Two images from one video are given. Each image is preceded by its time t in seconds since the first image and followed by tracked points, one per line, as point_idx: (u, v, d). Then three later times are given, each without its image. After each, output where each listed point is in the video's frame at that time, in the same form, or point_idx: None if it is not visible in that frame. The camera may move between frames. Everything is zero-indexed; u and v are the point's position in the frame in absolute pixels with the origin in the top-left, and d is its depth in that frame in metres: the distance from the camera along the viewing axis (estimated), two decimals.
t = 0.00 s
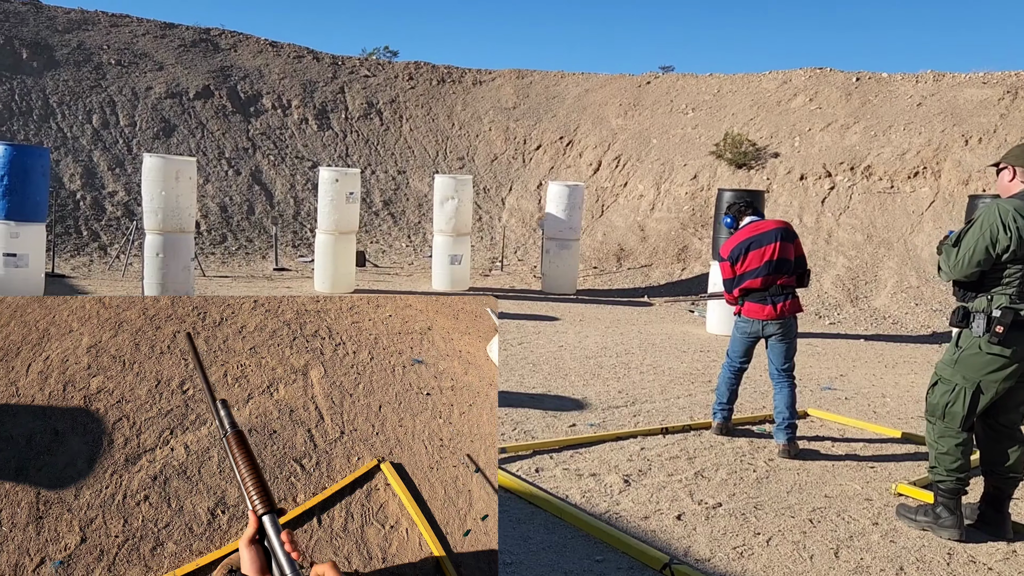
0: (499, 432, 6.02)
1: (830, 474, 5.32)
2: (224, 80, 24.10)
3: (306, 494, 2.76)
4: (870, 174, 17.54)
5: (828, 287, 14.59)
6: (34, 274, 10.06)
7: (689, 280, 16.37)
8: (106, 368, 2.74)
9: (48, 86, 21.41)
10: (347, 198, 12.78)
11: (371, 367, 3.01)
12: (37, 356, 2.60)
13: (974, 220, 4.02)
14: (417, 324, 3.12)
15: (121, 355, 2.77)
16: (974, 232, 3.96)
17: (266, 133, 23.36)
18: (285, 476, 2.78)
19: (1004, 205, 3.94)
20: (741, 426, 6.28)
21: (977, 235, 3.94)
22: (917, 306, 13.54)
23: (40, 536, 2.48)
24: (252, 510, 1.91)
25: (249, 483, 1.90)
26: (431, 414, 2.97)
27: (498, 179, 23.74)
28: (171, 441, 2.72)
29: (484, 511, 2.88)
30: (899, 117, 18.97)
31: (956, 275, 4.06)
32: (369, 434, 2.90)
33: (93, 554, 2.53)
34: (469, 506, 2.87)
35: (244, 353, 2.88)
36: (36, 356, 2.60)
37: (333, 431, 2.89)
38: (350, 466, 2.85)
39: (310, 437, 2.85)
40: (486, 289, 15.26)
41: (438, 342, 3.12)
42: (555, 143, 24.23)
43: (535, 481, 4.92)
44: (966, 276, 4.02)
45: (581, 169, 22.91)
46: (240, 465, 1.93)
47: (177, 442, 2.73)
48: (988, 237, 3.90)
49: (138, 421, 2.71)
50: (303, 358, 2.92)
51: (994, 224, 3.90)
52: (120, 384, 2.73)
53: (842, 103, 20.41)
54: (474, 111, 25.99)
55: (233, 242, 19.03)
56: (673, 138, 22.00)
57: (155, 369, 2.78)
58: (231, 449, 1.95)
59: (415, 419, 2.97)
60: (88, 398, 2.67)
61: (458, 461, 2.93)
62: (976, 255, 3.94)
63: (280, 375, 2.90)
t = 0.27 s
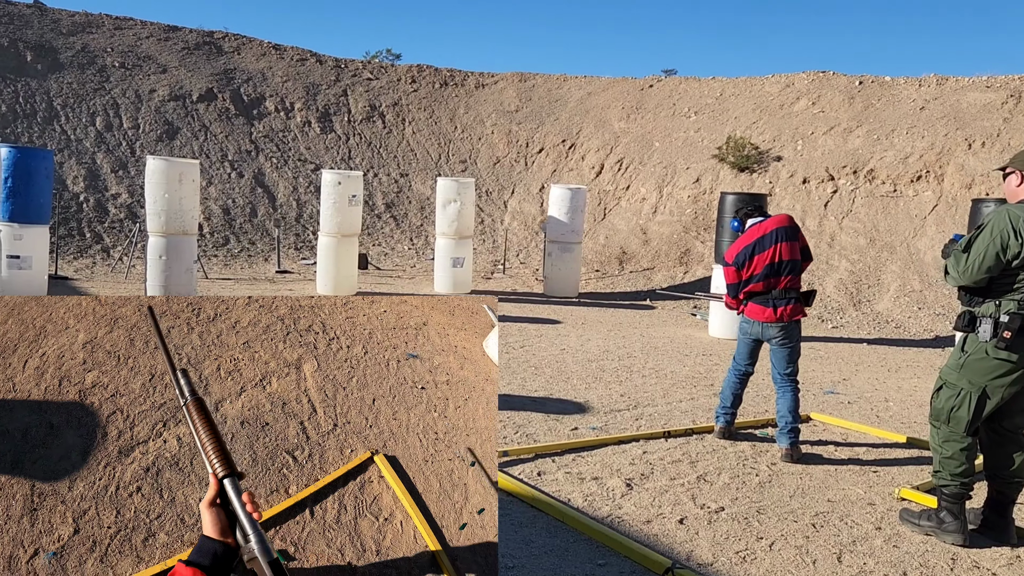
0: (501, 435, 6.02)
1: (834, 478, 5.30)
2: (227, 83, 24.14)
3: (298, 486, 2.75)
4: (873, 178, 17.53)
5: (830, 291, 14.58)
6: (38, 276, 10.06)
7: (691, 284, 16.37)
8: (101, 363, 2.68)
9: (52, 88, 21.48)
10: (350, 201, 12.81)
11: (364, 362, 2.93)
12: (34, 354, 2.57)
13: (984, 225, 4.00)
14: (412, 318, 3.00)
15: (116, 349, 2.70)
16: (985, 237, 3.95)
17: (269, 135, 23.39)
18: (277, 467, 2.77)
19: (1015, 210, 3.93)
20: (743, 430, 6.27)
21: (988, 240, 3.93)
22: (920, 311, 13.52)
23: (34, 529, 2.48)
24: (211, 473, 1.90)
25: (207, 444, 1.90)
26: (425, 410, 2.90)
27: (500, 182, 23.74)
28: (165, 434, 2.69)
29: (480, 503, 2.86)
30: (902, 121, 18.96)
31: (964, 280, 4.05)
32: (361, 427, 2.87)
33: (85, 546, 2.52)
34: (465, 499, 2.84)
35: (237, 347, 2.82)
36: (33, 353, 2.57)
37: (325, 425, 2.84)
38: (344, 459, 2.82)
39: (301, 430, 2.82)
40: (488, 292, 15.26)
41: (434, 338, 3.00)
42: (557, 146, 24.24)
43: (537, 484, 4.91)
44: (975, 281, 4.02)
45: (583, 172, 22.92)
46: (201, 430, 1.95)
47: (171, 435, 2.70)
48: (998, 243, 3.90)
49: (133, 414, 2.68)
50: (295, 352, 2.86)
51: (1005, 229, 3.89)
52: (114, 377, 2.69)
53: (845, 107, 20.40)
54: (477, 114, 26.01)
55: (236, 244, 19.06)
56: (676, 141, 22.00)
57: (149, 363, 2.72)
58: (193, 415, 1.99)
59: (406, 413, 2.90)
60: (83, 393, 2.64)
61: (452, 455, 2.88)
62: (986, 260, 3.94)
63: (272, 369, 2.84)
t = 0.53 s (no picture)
0: (503, 437, 6.02)
1: (836, 482, 5.29)
2: (230, 84, 24.16)
3: (296, 484, 2.67)
4: (876, 181, 17.52)
5: (832, 294, 14.55)
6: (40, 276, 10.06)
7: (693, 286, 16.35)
8: (100, 362, 2.64)
9: (55, 89, 21.51)
10: (351, 202, 12.82)
11: (363, 360, 2.86)
12: (33, 352, 2.55)
13: (991, 229, 3.98)
14: (412, 316, 2.91)
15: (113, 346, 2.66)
16: (993, 241, 3.92)
17: (271, 136, 23.41)
18: (275, 465, 2.70)
19: None
20: (745, 433, 6.26)
21: (996, 244, 3.91)
22: (922, 314, 13.50)
23: (33, 526, 2.46)
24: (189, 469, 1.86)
25: (184, 441, 1.85)
26: (423, 407, 2.82)
27: (502, 184, 23.74)
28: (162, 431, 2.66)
29: (479, 501, 2.80)
30: (905, 123, 18.94)
31: (971, 285, 4.03)
32: (359, 424, 2.79)
33: (85, 543, 2.50)
34: (463, 497, 2.77)
35: (235, 345, 2.75)
36: (32, 352, 2.55)
37: (323, 423, 2.77)
38: (344, 455, 2.75)
39: (300, 428, 2.74)
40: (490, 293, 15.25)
41: (432, 335, 2.93)
42: (559, 147, 24.24)
43: (538, 486, 4.90)
44: (981, 287, 4.01)
45: (586, 174, 22.91)
46: (175, 423, 1.89)
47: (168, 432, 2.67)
48: (1007, 249, 3.87)
49: (130, 411, 2.64)
50: (294, 350, 2.78)
51: (1013, 235, 3.87)
52: (112, 375, 2.64)
53: (848, 110, 20.38)
54: (479, 115, 26.02)
55: (238, 244, 19.08)
56: (678, 143, 21.99)
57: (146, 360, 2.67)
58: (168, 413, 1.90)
59: (404, 411, 2.82)
60: (81, 391, 2.61)
61: (451, 453, 2.81)
62: (994, 266, 3.92)
63: (270, 367, 2.76)
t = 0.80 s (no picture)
0: (503, 437, 6.01)
1: (837, 484, 5.28)
2: (232, 83, 24.17)
3: (295, 483, 2.62)
4: (878, 183, 17.51)
5: (834, 296, 14.53)
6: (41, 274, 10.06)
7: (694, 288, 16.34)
8: (100, 362, 2.45)
9: (57, 87, 21.51)
10: (352, 202, 12.81)
11: (362, 360, 2.80)
12: (32, 353, 2.36)
13: (993, 231, 3.97)
14: (411, 316, 2.86)
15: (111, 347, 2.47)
16: (995, 243, 3.91)
17: (273, 135, 23.41)
18: (274, 465, 2.64)
19: None
20: (746, 435, 6.25)
21: (997, 246, 3.90)
22: (924, 317, 13.49)
23: (32, 528, 2.33)
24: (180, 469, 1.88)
25: (173, 439, 1.87)
26: (422, 408, 2.78)
27: (504, 184, 23.75)
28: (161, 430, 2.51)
29: (479, 499, 2.75)
30: (907, 126, 18.93)
31: (972, 287, 4.02)
32: (359, 425, 2.75)
33: (85, 544, 2.38)
34: (462, 497, 2.72)
35: (234, 345, 2.66)
36: (31, 352, 2.36)
37: (322, 424, 2.71)
38: (342, 456, 2.70)
39: (300, 428, 2.67)
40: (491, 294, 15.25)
41: (431, 335, 2.88)
42: (561, 148, 24.24)
43: (539, 487, 4.89)
44: (981, 289, 3.99)
45: (587, 175, 22.91)
46: (165, 424, 1.91)
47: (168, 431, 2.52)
48: (1008, 250, 3.86)
49: (129, 411, 2.47)
50: (293, 350, 2.70)
51: (1015, 237, 3.86)
52: (111, 374, 2.46)
53: (849, 112, 20.37)
54: (481, 116, 26.02)
55: (240, 244, 19.11)
56: (680, 145, 21.98)
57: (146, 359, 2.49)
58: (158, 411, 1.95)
59: (402, 411, 2.77)
60: (81, 392, 2.43)
61: (450, 453, 2.77)
62: (995, 267, 3.90)
63: (269, 367, 2.68)
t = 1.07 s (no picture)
0: (503, 439, 6.00)
1: (838, 488, 5.27)
2: (234, 83, 24.18)
3: (294, 484, 2.62)
4: (879, 187, 17.51)
5: (834, 300, 14.52)
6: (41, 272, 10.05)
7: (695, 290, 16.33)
8: (99, 364, 2.44)
9: (60, 86, 21.51)
10: (353, 203, 12.81)
11: (360, 361, 2.79)
12: (31, 353, 2.35)
13: (992, 235, 3.96)
14: (409, 317, 2.87)
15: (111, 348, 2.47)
16: (993, 246, 3.91)
17: (275, 135, 23.42)
18: (273, 465, 2.63)
19: None
20: (746, 438, 6.24)
21: (995, 250, 3.89)
22: (924, 321, 13.47)
23: (33, 528, 2.31)
24: (186, 467, 1.84)
25: (180, 438, 1.84)
26: (420, 408, 2.76)
27: (505, 186, 23.74)
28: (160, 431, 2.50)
29: (477, 499, 2.74)
30: (908, 130, 18.93)
31: (970, 290, 4.02)
32: (359, 425, 2.74)
33: (85, 545, 2.36)
34: (460, 497, 2.71)
35: (233, 346, 2.64)
36: (30, 352, 2.35)
37: (321, 424, 2.71)
38: (341, 456, 2.69)
39: (299, 429, 2.66)
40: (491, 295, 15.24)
41: (429, 336, 2.87)
42: (562, 150, 24.25)
43: (539, 489, 4.88)
44: (980, 292, 3.99)
45: (588, 177, 22.92)
46: (174, 425, 1.88)
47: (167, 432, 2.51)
48: (1007, 254, 3.85)
49: (129, 412, 2.46)
50: (291, 351, 2.69)
51: (1014, 240, 3.85)
52: (111, 377, 2.45)
53: (851, 116, 20.37)
54: (483, 117, 26.02)
55: (240, 244, 19.12)
56: (682, 147, 21.98)
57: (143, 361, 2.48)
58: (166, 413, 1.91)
59: (400, 411, 2.76)
60: (80, 392, 2.42)
61: (447, 453, 2.75)
62: (992, 271, 3.90)
63: (268, 368, 2.66)
